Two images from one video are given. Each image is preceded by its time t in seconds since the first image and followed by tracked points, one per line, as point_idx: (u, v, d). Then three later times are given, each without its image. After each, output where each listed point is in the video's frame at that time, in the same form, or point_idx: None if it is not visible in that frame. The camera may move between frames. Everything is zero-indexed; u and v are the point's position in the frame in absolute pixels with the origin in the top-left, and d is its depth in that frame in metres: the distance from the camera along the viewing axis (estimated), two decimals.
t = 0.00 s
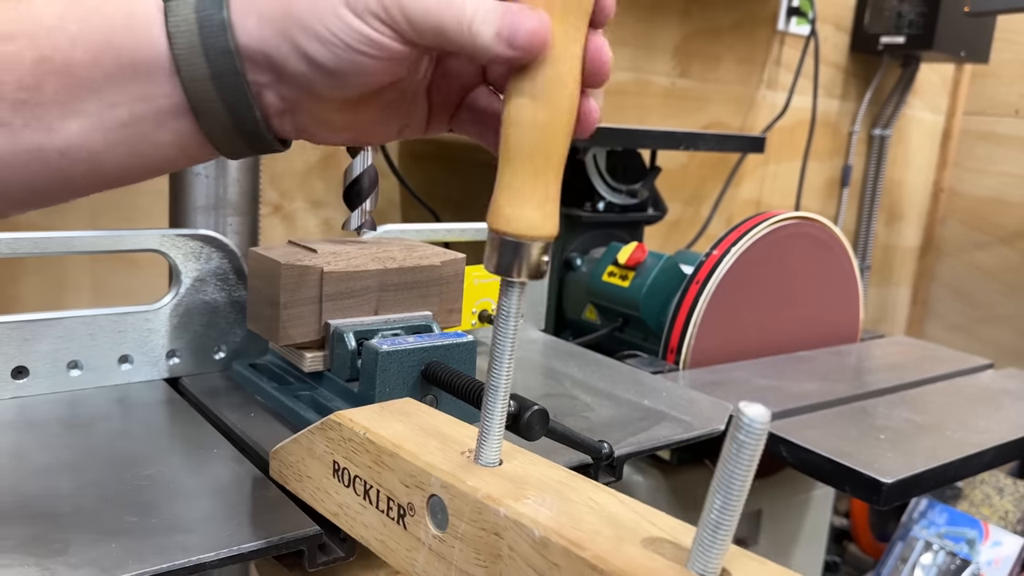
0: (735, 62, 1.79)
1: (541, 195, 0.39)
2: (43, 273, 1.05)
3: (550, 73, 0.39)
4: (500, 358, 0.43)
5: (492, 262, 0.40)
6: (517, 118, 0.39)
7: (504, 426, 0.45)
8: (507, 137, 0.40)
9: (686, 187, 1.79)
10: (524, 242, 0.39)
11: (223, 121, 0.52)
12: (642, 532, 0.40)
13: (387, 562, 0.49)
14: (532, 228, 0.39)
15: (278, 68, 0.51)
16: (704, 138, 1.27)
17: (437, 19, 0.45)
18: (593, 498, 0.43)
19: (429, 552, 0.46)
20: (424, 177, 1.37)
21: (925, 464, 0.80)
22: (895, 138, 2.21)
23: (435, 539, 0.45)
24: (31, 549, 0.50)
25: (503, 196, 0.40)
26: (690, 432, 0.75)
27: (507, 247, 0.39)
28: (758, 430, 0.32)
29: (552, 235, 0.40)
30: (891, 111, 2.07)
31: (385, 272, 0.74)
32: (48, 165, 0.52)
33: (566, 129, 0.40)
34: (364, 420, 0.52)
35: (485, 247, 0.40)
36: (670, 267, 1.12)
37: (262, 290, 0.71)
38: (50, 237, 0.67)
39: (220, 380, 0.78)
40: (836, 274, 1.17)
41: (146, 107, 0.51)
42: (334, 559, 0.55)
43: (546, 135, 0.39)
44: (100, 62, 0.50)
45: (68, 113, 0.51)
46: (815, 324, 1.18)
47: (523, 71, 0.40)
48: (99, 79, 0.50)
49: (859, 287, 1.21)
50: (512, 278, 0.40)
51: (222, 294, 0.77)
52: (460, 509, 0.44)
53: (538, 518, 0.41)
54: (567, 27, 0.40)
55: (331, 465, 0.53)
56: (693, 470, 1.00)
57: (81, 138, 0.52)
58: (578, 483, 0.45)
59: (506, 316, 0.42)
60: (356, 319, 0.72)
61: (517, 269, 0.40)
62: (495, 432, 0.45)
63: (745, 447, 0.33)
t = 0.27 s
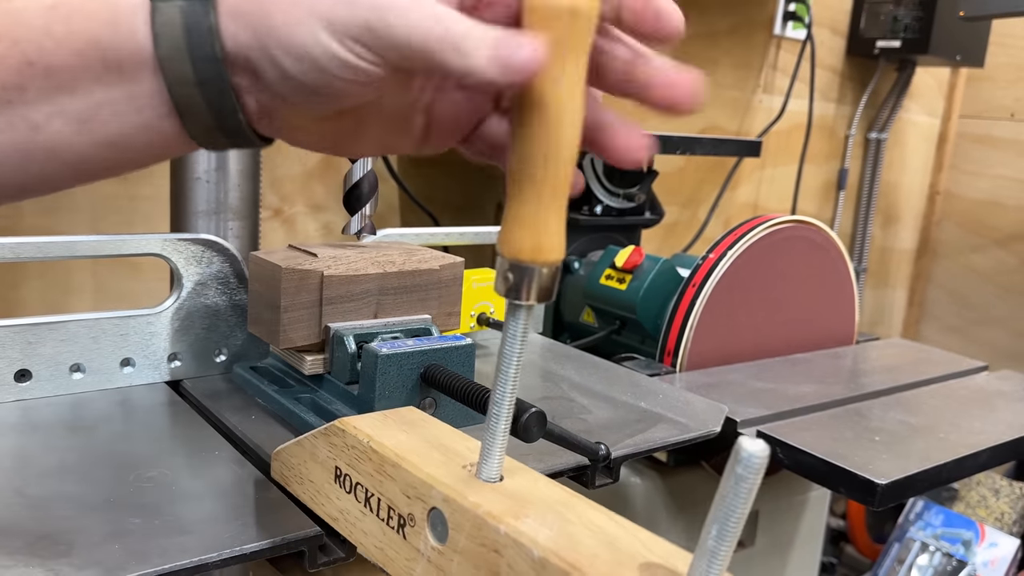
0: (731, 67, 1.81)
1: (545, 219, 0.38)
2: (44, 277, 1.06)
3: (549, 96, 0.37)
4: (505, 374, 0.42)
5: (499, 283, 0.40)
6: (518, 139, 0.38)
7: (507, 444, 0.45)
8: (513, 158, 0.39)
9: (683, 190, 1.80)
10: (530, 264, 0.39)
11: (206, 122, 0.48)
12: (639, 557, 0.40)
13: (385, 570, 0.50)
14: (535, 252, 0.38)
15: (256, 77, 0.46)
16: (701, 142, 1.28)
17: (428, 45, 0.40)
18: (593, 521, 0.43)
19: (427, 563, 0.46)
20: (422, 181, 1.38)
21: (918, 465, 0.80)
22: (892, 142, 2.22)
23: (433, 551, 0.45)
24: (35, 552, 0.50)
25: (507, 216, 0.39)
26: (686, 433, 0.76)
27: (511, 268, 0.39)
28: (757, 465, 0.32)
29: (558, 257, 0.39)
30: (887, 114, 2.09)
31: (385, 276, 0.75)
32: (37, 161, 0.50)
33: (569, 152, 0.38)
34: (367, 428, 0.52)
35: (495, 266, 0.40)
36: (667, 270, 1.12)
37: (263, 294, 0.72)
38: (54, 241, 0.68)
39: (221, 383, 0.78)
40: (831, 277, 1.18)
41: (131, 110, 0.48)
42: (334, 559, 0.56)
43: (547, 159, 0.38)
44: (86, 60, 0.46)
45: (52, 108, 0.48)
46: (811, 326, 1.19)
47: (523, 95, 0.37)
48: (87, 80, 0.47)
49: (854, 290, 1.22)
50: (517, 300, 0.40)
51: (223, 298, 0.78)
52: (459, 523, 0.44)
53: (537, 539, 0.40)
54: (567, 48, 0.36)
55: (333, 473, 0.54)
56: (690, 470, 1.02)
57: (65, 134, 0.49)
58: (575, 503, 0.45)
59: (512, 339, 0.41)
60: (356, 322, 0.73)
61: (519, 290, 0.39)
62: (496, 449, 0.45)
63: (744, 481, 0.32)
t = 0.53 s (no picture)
0: (729, 69, 1.81)
1: (509, 225, 0.41)
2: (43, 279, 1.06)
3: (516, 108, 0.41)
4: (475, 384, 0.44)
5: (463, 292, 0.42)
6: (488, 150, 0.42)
7: (483, 450, 0.45)
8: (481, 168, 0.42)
9: (681, 192, 1.80)
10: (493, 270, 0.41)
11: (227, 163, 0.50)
12: (613, 565, 0.41)
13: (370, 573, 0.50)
14: (500, 257, 0.41)
15: (292, 125, 0.48)
16: (698, 145, 1.29)
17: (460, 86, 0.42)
18: (569, 529, 0.43)
19: (410, 569, 0.46)
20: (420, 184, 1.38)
21: (915, 466, 0.81)
22: (890, 143, 2.23)
23: (414, 558, 0.46)
24: (35, 552, 0.51)
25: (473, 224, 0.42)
26: (683, 434, 0.76)
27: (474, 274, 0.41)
28: (711, 471, 0.33)
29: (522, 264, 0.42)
30: (885, 116, 2.09)
31: (383, 278, 0.75)
32: (48, 190, 0.51)
33: (533, 162, 0.41)
34: (349, 434, 0.52)
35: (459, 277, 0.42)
36: (665, 271, 1.13)
37: (263, 297, 0.72)
38: (54, 244, 0.68)
39: (221, 385, 0.79)
40: (829, 279, 1.19)
41: (149, 151, 0.50)
42: (333, 560, 0.56)
43: (514, 168, 0.41)
44: (103, 100, 0.47)
45: (67, 144, 0.49)
46: (809, 328, 1.19)
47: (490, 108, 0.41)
48: (103, 120, 0.48)
49: (851, 291, 1.23)
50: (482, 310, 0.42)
51: (222, 300, 0.78)
52: (437, 532, 0.44)
53: (511, 549, 0.41)
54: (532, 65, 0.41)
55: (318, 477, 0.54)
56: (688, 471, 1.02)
57: (78, 168, 0.50)
58: (554, 510, 0.45)
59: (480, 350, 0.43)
60: (354, 324, 0.73)
61: (485, 297, 0.41)
62: (472, 455, 0.45)
63: (698, 489, 0.33)
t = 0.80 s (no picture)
0: (728, 70, 1.81)
1: (505, 232, 0.42)
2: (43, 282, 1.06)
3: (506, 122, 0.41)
4: (471, 383, 0.44)
5: (458, 297, 0.43)
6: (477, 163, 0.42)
7: (480, 451, 0.46)
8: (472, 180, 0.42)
9: (680, 193, 1.80)
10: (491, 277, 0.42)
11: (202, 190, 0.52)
12: (611, 567, 0.41)
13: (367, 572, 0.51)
14: (499, 266, 0.42)
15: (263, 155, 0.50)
16: (697, 146, 1.29)
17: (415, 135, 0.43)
18: (566, 530, 0.43)
19: (406, 569, 0.47)
20: (419, 185, 1.38)
21: (914, 466, 0.81)
22: (889, 144, 2.23)
23: (412, 558, 0.46)
24: (35, 553, 0.51)
25: (469, 234, 0.42)
26: (681, 435, 0.76)
27: (472, 282, 0.42)
28: (706, 471, 0.33)
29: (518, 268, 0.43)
30: (884, 117, 2.10)
31: (382, 280, 0.75)
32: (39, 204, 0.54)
33: (525, 170, 0.42)
34: (347, 434, 0.52)
35: (454, 282, 0.43)
36: (664, 272, 1.13)
37: (261, 298, 0.72)
38: (53, 246, 0.68)
39: (220, 386, 0.79)
40: (827, 279, 1.19)
41: (127, 167, 0.52)
42: (332, 560, 0.56)
43: (508, 177, 0.41)
44: (81, 124, 0.50)
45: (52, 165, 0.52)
46: (808, 329, 1.19)
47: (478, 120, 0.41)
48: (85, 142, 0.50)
49: (850, 292, 1.23)
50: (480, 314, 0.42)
51: (221, 302, 0.78)
52: (436, 532, 0.44)
53: (510, 550, 0.41)
54: (520, 77, 0.41)
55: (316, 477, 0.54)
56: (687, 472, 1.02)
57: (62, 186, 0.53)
58: (553, 511, 0.45)
59: (475, 350, 0.43)
60: (353, 325, 0.73)
61: (485, 304, 0.42)
62: (469, 456, 0.45)
63: (693, 488, 0.33)
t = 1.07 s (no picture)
0: (726, 71, 1.81)
1: (509, 233, 0.43)
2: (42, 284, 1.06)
3: (511, 128, 0.41)
4: (469, 389, 0.45)
5: (458, 298, 0.44)
6: (481, 167, 0.42)
7: (476, 456, 0.49)
8: (475, 182, 0.42)
9: (679, 194, 1.80)
10: (494, 276, 0.43)
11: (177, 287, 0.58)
12: (607, 567, 0.43)
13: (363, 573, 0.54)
14: (502, 266, 0.43)
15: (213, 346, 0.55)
16: (696, 147, 1.29)
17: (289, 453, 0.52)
18: (561, 530, 0.46)
19: (404, 568, 0.50)
20: (417, 187, 1.39)
21: (912, 466, 0.81)
22: (888, 144, 2.23)
23: (410, 559, 0.49)
24: (33, 554, 0.51)
25: (473, 234, 0.43)
26: (679, 435, 0.76)
27: (474, 281, 0.43)
28: (706, 476, 0.33)
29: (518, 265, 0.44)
30: (883, 117, 2.09)
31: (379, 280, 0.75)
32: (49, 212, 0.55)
33: (529, 172, 0.42)
34: (350, 440, 0.56)
35: (454, 282, 0.44)
36: (661, 273, 1.13)
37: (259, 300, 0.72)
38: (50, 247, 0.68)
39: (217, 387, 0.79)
40: (826, 280, 1.19)
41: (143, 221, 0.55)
42: (330, 560, 0.57)
43: (509, 183, 0.42)
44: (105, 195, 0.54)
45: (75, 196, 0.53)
46: (806, 329, 1.19)
47: (484, 126, 0.41)
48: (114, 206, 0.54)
49: (848, 293, 1.23)
50: (479, 315, 0.44)
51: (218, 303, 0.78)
52: (433, 534, 0.47)
53: (507, 551, 0.44)
54: (525, 83, 0.41)
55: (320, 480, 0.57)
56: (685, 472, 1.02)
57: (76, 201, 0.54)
58: (549, 513, 0.48)
59: (473, 352, 0.45)
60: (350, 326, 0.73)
61: (485, 304, 0.43)
62: (466, 461, 0.49)
63: (694, 493, 0.34)
